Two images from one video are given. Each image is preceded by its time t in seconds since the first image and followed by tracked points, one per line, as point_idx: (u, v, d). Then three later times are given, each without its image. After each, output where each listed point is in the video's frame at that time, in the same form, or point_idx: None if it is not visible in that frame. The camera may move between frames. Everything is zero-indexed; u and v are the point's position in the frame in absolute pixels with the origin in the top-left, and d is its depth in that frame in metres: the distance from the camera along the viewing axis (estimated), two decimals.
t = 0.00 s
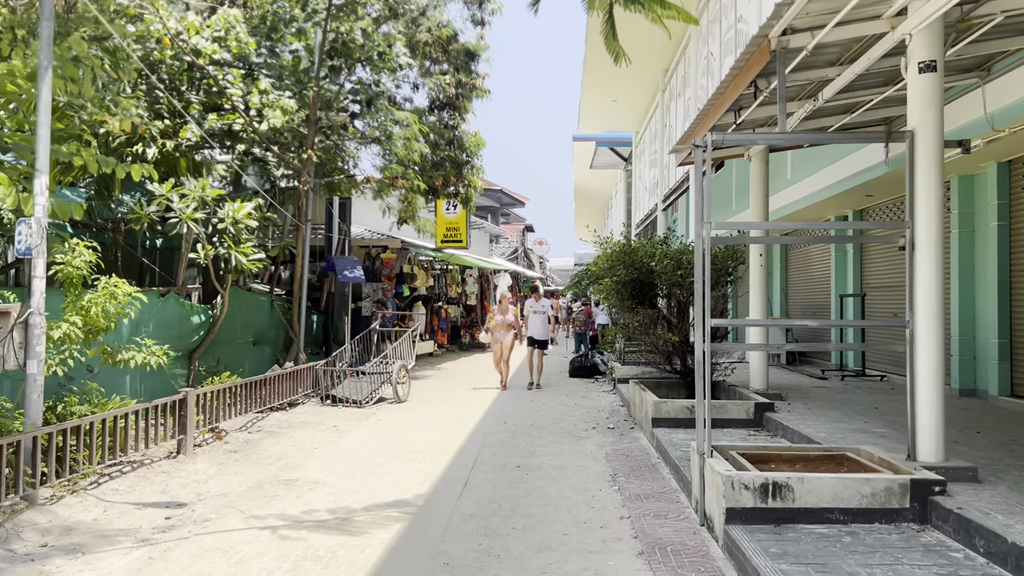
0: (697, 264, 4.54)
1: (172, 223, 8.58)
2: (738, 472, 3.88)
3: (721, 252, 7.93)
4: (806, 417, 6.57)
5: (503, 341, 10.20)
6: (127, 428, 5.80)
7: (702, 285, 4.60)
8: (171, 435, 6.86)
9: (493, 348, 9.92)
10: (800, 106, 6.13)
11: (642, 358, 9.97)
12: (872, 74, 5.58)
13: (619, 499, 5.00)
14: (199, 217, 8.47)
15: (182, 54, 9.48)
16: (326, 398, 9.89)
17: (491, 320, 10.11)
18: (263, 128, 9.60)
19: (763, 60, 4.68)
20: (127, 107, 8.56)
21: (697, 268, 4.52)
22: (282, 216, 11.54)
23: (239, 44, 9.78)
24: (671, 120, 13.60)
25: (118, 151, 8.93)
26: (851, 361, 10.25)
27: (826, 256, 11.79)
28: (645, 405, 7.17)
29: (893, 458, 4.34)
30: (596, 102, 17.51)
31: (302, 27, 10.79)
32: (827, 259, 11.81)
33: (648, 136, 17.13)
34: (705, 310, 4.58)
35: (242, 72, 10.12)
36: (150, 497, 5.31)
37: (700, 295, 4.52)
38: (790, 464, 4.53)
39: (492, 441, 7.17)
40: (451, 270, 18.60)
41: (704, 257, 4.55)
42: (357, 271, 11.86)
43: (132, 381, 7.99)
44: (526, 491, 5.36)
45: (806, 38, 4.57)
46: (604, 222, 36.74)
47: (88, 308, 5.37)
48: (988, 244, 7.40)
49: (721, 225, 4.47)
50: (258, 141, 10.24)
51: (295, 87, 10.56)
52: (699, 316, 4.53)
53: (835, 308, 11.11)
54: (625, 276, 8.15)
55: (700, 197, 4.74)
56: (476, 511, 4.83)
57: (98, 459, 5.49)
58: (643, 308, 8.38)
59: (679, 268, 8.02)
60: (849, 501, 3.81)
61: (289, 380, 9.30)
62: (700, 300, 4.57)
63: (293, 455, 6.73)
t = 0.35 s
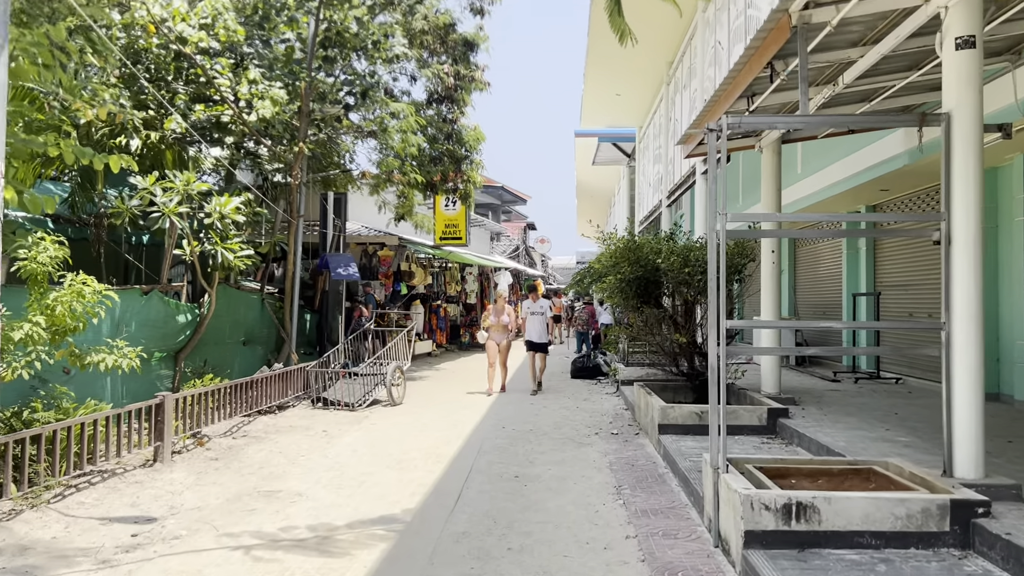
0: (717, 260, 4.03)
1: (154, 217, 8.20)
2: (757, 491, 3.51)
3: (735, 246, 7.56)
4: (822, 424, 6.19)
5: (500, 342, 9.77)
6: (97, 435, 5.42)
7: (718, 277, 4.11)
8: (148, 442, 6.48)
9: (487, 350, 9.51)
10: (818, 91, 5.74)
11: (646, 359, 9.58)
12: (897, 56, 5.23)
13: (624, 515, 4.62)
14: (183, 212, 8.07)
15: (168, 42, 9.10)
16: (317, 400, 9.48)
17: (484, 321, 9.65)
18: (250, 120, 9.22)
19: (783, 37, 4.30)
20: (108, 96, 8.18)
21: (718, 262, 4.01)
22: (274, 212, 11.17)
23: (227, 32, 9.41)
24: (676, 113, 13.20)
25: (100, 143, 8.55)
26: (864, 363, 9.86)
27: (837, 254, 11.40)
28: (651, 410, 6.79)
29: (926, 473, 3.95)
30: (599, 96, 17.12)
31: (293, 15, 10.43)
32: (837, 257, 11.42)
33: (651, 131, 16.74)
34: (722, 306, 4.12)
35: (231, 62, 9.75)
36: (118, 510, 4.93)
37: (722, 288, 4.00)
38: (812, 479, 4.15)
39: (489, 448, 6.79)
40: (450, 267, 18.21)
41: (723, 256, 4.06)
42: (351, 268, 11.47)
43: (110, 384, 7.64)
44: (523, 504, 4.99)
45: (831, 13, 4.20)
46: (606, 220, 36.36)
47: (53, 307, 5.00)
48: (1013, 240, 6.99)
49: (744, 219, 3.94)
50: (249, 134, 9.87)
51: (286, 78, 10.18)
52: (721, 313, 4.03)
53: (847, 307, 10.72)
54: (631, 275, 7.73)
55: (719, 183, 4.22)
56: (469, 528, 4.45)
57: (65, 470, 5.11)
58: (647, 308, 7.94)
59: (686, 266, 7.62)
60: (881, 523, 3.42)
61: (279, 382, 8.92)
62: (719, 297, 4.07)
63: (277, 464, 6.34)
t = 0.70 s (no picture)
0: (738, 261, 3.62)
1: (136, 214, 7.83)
2: (785, 515, 3.13)
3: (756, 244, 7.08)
4: (843, 433, 5.80)
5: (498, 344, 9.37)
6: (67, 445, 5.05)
7: (738, 276, 3.70)
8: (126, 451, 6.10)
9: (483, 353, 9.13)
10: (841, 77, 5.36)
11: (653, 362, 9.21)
12: (927, 38, 4.86)
13: (633, 535, 4.24)
14: (167, 207, 7.68)
15: (154, 32, 8.74)
16: (310, 405, 9.10)
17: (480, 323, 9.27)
18: (240, 113, 8.85)
19: (811, 12, 3.93)
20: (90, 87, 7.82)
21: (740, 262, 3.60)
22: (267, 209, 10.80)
23: (216, 21, 9.04)
24: (682, 109, 12.82)
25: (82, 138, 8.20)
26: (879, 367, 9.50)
27: (849, 253, 11.02)
28: (660, 417, 6.41)
29: (971, 493, 3.57)
30: (602, 92, 16.72)
31: (286, 5, 10.05)
32: (850, 256, 11.04)
33: (656, 127, 16.36)
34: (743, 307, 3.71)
35: (220, 54, 9.39)
36: (86, 528, 4.56)
37: (744, 289, 3.60)
38: (842, 498, 3.77)
39: (487, 457, 6.41)
40: (451, 267, 17.84)
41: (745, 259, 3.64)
42: (346, 268, 11.09)
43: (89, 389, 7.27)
44: (524, 522, 4.61)
45: None
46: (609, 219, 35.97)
47: (18, 309, 4.62)
48: None
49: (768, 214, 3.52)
50: (239, 128, 9.50)
51: (277, 70, 9.83)
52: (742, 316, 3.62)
53: (861, 308, 10.36)
54: (637, 275, 7.36)
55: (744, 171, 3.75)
56: (464, 551, 4.08)
57: (30, 485, 4.75)
58: (654, 310, 7.58)
59: (696, 265, 7.23)
60: (925, 552, 3.04)
61: (269, 386, 8.55)
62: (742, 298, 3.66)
63: (262, 475, 5.97)
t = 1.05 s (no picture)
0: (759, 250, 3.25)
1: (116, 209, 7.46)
2: (815, 541, 2.76)
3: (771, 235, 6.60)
4: (863, 440, 5.42)
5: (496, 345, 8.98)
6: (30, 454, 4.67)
7: (757, 267, 3.33)
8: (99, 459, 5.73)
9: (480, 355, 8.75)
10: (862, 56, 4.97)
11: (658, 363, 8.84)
12: (959, 13, 4.47)
13: (640, 556, 3.85)
14: (148, 201, 7.30)
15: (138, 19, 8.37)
16: (300, 409, 8.71)
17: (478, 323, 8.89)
18: (227, 104, 8.49)
19: None
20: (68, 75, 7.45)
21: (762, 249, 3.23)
22: (258, 205, 10.44)
23: (203, 8, 8.68)
24: (687, 102, 12.44)
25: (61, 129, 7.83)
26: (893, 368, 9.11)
27: (860, 249, 10.64)
28: (667, 423, 6.04)
29: (1021, 512, 3.18)
30: (604, 86, 16.33)
31: None
32: (861, 253, 10.66)
33: (660, 123, 16.00)
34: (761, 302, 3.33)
35: (207, 42, 9.03)
36: (44, 546, 4.19)
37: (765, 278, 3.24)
38: (874, 517, 3.38)
39: (484, 466, 6.04)
40: (451, 266, 17.47)
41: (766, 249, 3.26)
42: (340, 265, 10.71)
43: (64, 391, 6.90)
44: (520, 539, 4.23)
45: None
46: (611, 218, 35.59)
47: None
48: None
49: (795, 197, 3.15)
50: (228, 120, 9.14)
51: (268, 60, 9.47)
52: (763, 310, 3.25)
53: (874, 307, 9.98)
54: (642, 271, 7.00)
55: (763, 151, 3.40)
56: (454, 573, 3.70)
57: None
58: (659, 308, 7.21)
59: (703, 261, 6.85)
60: None
61: (256, 389, 8.18)
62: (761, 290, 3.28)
63: (243, 484, 5.59)
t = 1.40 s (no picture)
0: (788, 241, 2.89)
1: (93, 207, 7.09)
2: None
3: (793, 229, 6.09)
4: (888, 452, 5.03)
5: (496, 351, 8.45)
6: None
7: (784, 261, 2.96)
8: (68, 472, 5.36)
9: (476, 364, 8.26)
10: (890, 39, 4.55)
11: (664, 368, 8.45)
12: None
13: None
14: (128, 198, 6.94)
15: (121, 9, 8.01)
16: (289, 416, 8.31)
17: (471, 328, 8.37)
18: (213, 96, 8.12)
19: None
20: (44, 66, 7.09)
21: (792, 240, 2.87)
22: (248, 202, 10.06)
23: None
24: (694, 97, 12.05)
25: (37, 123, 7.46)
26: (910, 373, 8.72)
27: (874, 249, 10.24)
28: (676, 433, 5.64)
29: None
30: (608, 83, 15.94)
31: None
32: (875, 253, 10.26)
33: (664, 120, 15.61)
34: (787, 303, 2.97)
35: (194, 34, 8.67)
36: None
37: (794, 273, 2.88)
38: (916, 548, 2.98)
39: (480, 479, 5.65)
40: (450, 266, 17.10)
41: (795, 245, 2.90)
42: (333, 266, 10.34)
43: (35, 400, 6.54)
44: (517, 565, 3.85)
45: None
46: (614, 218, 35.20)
47: None
48: None
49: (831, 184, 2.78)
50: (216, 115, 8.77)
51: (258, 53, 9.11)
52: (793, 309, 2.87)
53: (889, 310, 9.59)
54: (649, 271, 6.60)
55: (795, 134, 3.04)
56: None
57: None
58: (667, 310, 6.80)
59: (714, 261, 6.48)
60: None
61: (243, 395, 7.79)
62: (790, 286, 2.92)
63: (222, 500, 5.22)
